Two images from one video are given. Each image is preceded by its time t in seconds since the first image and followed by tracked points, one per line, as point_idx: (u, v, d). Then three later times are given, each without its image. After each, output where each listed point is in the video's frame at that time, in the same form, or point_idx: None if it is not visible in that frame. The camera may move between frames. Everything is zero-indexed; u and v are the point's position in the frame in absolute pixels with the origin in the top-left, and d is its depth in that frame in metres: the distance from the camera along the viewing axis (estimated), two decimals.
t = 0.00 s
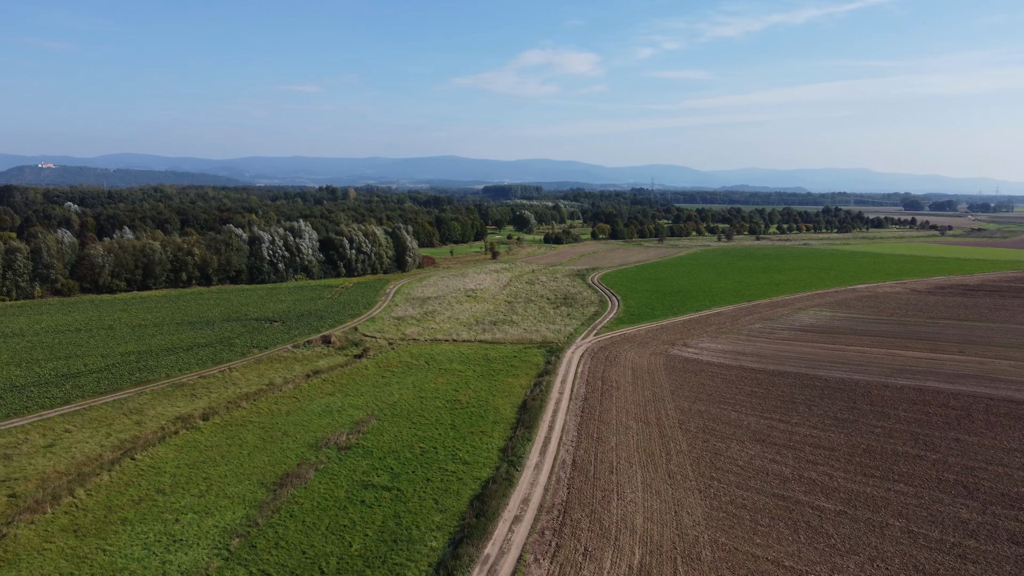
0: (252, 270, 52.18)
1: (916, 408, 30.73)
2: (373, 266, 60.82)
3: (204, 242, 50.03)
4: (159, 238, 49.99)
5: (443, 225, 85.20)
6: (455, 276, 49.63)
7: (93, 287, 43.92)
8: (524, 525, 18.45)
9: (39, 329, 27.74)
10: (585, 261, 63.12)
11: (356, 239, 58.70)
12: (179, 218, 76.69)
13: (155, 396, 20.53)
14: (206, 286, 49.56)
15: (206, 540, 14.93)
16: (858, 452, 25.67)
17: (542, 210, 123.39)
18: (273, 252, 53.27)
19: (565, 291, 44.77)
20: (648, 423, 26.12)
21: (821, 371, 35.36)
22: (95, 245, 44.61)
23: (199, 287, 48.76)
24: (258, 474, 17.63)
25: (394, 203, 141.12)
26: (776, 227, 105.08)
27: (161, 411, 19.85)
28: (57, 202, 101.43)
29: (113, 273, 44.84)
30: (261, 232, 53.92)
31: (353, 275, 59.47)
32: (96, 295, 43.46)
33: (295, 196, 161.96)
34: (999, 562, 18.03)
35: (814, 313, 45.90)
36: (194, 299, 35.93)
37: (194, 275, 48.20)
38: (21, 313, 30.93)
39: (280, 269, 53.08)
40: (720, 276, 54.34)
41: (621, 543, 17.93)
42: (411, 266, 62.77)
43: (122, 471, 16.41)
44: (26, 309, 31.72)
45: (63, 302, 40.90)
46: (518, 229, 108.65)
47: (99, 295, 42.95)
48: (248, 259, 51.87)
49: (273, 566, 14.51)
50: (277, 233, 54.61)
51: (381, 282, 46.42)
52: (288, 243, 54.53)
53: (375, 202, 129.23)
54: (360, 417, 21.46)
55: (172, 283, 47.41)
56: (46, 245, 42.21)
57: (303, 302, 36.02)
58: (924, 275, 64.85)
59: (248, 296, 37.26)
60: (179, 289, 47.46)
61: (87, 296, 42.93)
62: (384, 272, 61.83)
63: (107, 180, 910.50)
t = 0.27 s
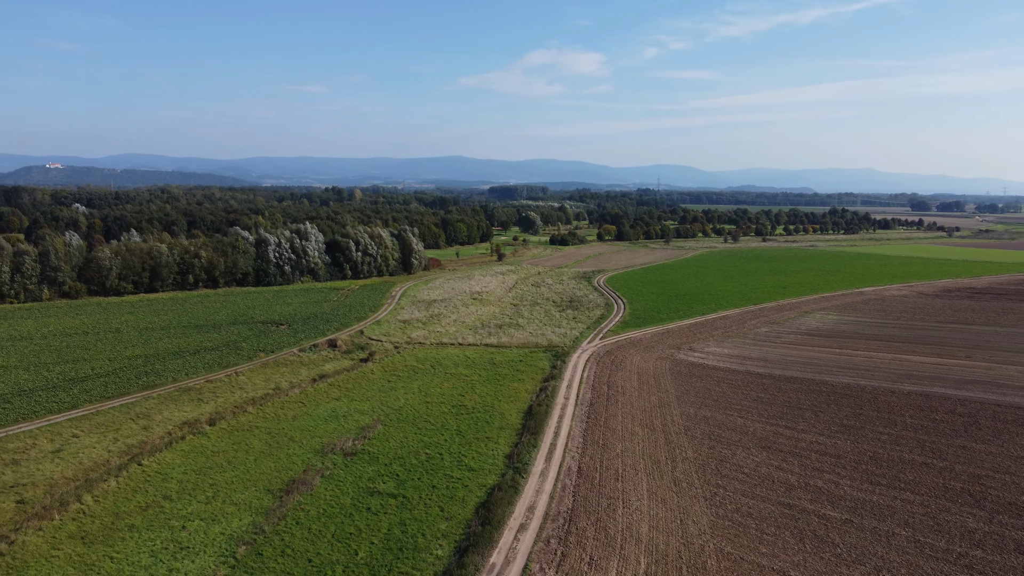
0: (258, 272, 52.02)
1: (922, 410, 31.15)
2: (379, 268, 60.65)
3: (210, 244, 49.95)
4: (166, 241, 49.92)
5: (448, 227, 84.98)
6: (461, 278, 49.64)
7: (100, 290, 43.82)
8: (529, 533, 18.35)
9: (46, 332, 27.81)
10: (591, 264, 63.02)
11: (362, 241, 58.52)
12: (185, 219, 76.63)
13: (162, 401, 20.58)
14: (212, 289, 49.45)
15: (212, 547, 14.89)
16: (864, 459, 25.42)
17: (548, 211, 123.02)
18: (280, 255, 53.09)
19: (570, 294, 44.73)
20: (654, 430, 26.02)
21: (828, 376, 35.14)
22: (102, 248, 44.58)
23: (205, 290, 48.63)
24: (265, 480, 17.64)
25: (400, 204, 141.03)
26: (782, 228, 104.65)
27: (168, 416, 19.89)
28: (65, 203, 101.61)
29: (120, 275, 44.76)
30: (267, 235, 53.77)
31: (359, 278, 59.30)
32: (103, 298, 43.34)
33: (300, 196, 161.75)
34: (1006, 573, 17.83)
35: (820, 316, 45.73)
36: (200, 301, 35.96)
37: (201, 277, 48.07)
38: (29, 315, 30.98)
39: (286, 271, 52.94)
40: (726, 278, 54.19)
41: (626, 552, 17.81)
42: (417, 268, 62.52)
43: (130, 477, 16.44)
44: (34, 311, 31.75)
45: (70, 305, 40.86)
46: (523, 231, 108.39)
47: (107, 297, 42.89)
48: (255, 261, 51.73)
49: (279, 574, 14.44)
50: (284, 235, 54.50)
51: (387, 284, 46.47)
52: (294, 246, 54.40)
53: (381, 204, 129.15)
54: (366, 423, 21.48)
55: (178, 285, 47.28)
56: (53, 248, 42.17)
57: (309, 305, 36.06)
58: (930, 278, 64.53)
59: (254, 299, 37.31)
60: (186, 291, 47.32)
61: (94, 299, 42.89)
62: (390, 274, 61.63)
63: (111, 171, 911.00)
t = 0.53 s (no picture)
0: (266, 274, 51.96)
1: (932, 417, 30.83)
2: (386, 269, 60.44)
3: (218, 247, 49.96)
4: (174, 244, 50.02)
5: (455, 229, 84.83)
6: (468, 281, 49.66)
7: (109, 292, 43.93)
8: (536, 542, 18.22)
9: (56, 335, 27.94)
10: (598, 265, 62.88)
11: (369, 243, 58.38)
12: (193, 220, 76.84)
13: (171, 405, 20.67)
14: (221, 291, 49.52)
15: (220, 554, 14.85)
16: (871, 468, 25.10)
17: (555, 212, 122.65)
18: (287, 257, 53.04)
19: (578, 297, 44.70)
20: (661, 436, 25.91)
21: (835, 382, 34.84)
22: (111, 250, 44.70)
23: (214, 292, 48.69)
24: (273, 486, 17.67)
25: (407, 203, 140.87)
26: (790, 229, 104.16)
27: (176, 420, 19.96)
28: (74, 204, 101.95)
29: (129, 278, 44.85)
30: (275, 237, 53.76)
31: (366, 279, 59.16)
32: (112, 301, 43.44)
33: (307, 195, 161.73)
34: None
35: (827, 320, 45.50)
36: (208, 304, 36.06)
37: (209, 280, 48.15)
38: (38, 318, 31.09)
39: (293, 273, 52.87)
40: (733, 280, 53.97)
41: (633, 560, 17.64)
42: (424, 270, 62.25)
43: (139, 482, 16.48)
44: (43, 314, 31.83)
45: (80, 308, 40.90)
46: (530, 232, 108.13)
47: (116, 300, 42.92)
48: (262, 264, 51.69)
49: None
50: (291, 238, 54.47)
51: (394, 286, 46.53)
52: (302, 248, 54.31)
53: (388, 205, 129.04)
54: (373, 428, 21.53)
55: (186, 288, 47.36)
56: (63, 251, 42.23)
57: (316, 307, 36.15)
58: (938, 280, 64.08)
59: (262, 301, 37.42)
60: (194, 294, 47.42)
61: (103, 301, 42.94)
62: (397, 276, 61.49)
63: (117, 161, 912.34)
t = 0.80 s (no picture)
0: (284, 276, 52.11)
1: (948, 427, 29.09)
2: (402, 272, 60.27)
3: (236, 249, 50.17)
4: (193, 246, 50.37)
5: (471, 230, 84.55)
6: (484, 283, 49.66)
7: (130, 294, 44.32)
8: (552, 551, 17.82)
9: (77, 337, 28.25)
10: (614, 267, 62.54)
11: (386, 246, 58.20)
12: (212, 221, 77.46)
13: (190, 409, 20.79)
14: (239, 293, 49.81)
15: (238, 559, 14.80)
16: (890, 476, 24.08)
17: (571, 214, 121.97)
18: (305, 259, 53.13)
19: (594, 300, 44.49)
20: (678, 443, 25.40)
21: (852, 388, 33.74)
22: (132, 253, 45.10)
23: (232, 294, 49.03)
24: (290, 491, 17.67)
25: (422, 204, 140.77)
26: (808, 230, 102.74)
27: (195, 424, 20.06)
28: (95, 206, 103.16)
29: (149, 280, 45.19)
30: (292, 239, 53.92)
31: (383, 281, 59.08)
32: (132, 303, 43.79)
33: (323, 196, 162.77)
34: None
35: (846, 325, 44.73)
36: (226, 306, 36.29)
37: (227, 281, 48.53)
38: (60, 320, 31.44)
39: (311, 276, 52.91)
40: (751, 283, 53.38)
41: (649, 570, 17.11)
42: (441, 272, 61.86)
43: (158, 487, 16.53)
44: (64, 316, 32.18)
45: (100, 309, 41.24)
46: (546, 233, 107.61)
47: (136, 302, 43.20)
48: (280, 266, 51.84)
49: None
50: (308, 240, 54.54)
51: (410, 289, 46.51)
52: (319, 250, 54.39)
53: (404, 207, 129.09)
54: (390, 433, 21.48)
55: (205, 290, 47.76)
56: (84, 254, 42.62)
57: (333, 310, 36.29)
58: (961, 283, 62.73)
59: (280, 303, 37.65)
60: (212, 295, 47.86)
61: (123, 303, 43.27)
62: (413, 278, 61.28)
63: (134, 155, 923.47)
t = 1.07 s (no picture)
0: (305, 278, 52.10)
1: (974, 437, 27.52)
2: (422, 274, 59.84)
3: (258, 251, 50.41)
4: (216, 248, 50.64)
5: (491, 232, 83.99)
6: (503, 285, 49.50)
7: (153, 296, 44.63)
8: (571, 560, 17.37)
9: (103, 339, 28.60)
10: (635, 269, 61.96)
11: (406, 248, 57.80)
12: (234, 222, 77.93)
13: (212, 412, 20.90)
14: (260, 295, 49.94)
15: (260, 564, 14.76)
16: (914, 486, 22.89)
17: (591, 215, 120.86)
18: (325, 261, 53.11)
19: (614, 303, 44.10)
20: (699, 451, 24.77)
21: (875, 395, 32.44)
22: (155, 255, 45.44)
23: (254, 296, 49.16)
24: (311, 497, 17.65)
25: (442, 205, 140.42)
26: (831, 232, 100.94)
27: (217, 428, 20.14)
28: (120, 206, 104.45)
29: (172, 282, 45.44)
30: (313, 241, 53.96)
31: (403, 284, 58.78)
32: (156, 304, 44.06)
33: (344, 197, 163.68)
34: None
35: (869, 329, 43.67)
36: (248, 308, 36.51)
37: (249, 284, 48.69)
38: (86, 322, 31.85)
39: (331, 278, 52.84)
40: (773, 287, 52.56)
41: None
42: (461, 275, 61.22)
43: (181, 490, 16.59)
44: (89, 317, 32.59)
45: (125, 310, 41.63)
46: (567, 235, 106.58)
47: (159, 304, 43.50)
48: (301, 268, 51.87)
49: None
50: (329, 243, 54.59)
51: (431, 291, 46.47)
52: (339, 252, 54.34)
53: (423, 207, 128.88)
54: (410, 438, 21.38)
55: (227, 292, 47.93)
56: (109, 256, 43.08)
57: (353, 312, 36.35)
58: (991, 286, 60.93)
59: (301, 305, 37.81)
60: (235, 297, 47.98)
61: (147, 305, 43.66)
62: (433, 280, 60.94)
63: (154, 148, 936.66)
